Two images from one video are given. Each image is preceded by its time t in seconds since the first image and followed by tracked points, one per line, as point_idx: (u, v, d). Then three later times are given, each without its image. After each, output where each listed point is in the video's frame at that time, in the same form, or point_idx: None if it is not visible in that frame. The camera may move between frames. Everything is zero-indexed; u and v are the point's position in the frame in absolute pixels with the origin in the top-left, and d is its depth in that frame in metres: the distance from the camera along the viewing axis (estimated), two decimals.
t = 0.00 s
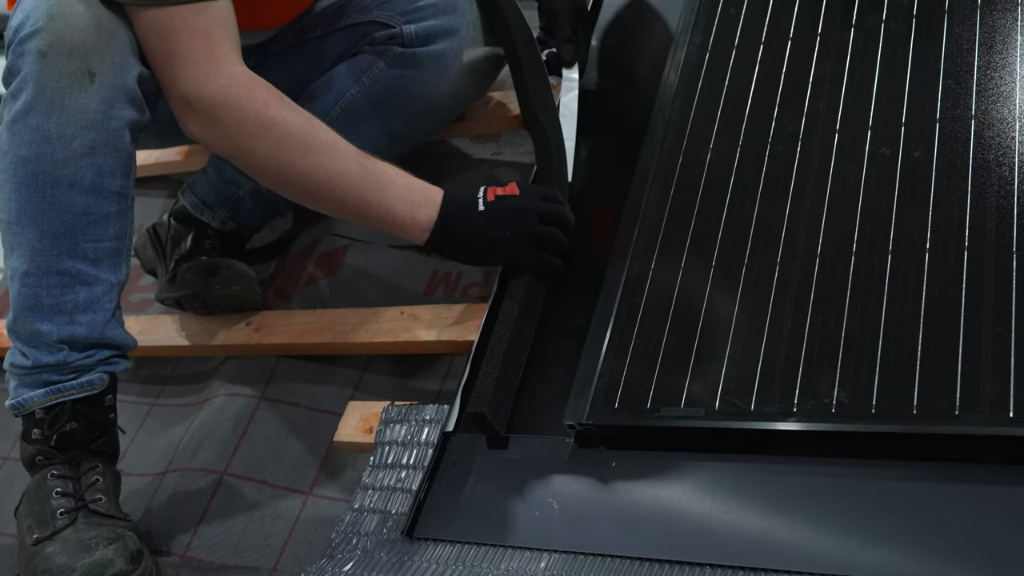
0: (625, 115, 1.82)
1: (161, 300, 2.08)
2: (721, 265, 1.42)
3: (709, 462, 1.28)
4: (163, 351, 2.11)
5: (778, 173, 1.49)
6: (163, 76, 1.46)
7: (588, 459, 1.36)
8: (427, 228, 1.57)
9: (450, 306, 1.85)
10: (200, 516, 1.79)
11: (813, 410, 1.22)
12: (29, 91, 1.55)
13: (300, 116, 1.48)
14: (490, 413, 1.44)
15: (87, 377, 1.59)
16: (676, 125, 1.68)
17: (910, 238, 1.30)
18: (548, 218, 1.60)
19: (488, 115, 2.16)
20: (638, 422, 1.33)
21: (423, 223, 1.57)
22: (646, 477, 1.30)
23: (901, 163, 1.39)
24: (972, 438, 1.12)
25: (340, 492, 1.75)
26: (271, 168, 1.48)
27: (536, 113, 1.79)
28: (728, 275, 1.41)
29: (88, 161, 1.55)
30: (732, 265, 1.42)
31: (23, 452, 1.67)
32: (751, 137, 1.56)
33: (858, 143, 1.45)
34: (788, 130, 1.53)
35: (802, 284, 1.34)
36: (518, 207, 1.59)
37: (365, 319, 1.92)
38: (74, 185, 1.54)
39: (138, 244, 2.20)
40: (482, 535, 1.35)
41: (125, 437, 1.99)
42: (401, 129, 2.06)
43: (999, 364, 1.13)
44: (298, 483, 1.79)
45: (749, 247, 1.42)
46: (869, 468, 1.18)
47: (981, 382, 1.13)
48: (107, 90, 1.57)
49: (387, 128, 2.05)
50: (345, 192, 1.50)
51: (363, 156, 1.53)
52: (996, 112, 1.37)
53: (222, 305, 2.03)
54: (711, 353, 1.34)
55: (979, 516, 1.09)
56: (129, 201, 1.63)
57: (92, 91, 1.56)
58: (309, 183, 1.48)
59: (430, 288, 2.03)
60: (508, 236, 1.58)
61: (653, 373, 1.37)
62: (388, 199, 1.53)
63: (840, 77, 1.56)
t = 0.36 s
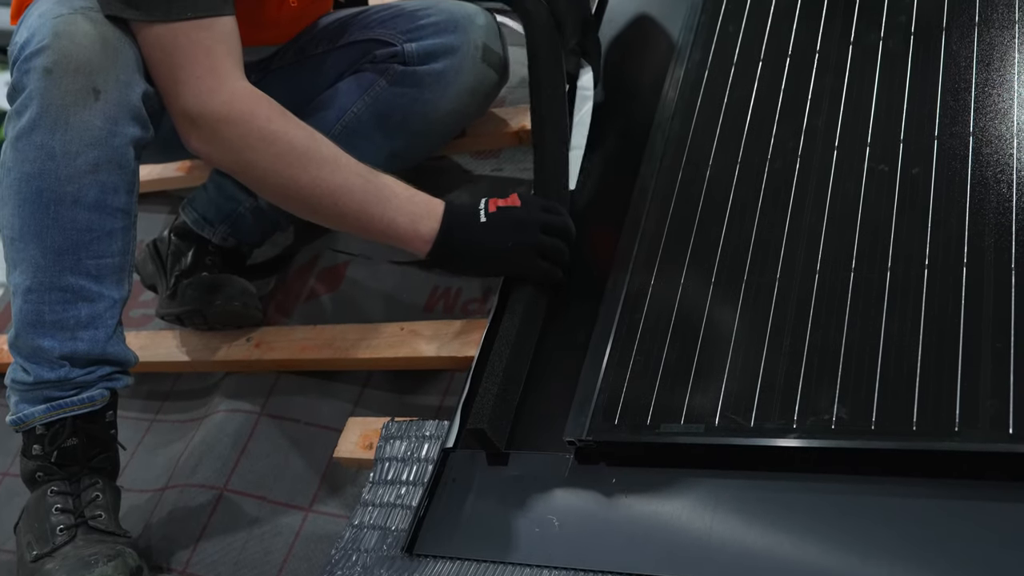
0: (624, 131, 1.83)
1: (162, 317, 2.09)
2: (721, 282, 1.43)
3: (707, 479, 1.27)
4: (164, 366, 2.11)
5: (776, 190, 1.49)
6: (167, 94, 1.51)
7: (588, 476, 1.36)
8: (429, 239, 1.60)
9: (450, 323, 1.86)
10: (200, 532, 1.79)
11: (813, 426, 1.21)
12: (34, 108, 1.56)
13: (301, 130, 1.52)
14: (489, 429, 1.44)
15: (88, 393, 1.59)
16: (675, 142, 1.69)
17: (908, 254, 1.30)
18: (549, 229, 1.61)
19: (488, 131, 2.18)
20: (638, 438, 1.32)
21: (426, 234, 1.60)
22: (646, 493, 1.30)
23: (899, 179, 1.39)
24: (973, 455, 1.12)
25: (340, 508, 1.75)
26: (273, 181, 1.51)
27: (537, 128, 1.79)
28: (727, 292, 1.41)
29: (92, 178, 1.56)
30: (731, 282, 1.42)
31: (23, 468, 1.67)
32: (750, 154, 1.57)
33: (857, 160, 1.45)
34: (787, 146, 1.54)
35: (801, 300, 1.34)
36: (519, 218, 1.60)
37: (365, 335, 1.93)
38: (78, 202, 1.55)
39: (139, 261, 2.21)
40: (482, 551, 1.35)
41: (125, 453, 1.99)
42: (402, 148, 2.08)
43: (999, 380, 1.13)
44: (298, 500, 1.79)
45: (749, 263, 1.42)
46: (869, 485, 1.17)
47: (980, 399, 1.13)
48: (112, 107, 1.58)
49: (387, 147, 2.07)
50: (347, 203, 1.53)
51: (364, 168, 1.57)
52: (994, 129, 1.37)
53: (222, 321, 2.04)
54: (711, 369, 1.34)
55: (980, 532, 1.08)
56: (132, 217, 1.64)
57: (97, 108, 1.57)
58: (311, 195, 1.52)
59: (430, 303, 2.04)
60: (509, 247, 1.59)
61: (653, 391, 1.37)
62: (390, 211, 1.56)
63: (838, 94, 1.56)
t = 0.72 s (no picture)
0: (624, 149, 1.84)
1: (162, 334, 2.09)
2: (720, 299, 1.43)
3: (707, 497, 1.27)
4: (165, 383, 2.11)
5: (775, 207, 1.49)
6: (174, 113, 1.55)
7: (587, 493, 1.35)
8: (439, 247, 1.67)
9: (450, 340, 1.86)
10: (199, 549, 1.78)
11: (813, 444, 1.21)
12: (41, 127, 1.57)
13: (309, 145, 1.58)
14: (489, 446, 1.44)
15: (91, 411, 1.59)
16: (674, 160, 1.70)
17: (907, 271, 1.30)
18: (557, 233, 1.65)
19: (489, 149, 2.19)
20: (638, 455, 1.32)
21: (435, 241, 1.67)
22: (646, 510, 1.29)
23: (897, 197, 1.40)
24: (973, 473, 1.12)
25: (340, 526, 1.74)
26: (283, 195, 1.56)
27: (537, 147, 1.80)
28: (726, 310, 1.41)
29: (98, 197, 1.57)
30: (730, 300, 1.42)
31: (23, 485, 1.67)
32: (749, 171, 1.58)
33: (856, 177, 1.46)
34: (786, 164, 1.54)
35: (801, 318, 1.34)
36: (528, 223, 1.65)
37: (366, 352, 1.93)
38: (84, 220, 1.56)
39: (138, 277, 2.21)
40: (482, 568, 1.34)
41: (125, 470, 1.98)
42: (401, 165, 2.09)
43: (998, 398, 1.13)
44: (298, 517, 1.78)
45: (748, 280, 1.43)
46: (870, 503, 1.17)
47: (979, 416, 1.13)
48: (120, 126, 1.59)
49: (387, 165, 2.08)
50: (356, 214, 1.59)
51: (371, 180, 1.63)
52: (992, 146, 1.37)
53: (223, 338, 2.04)
54: (711, 386, 1.34)
55: (981, 550, 1.08)
56: (137, 236, 1.65)
57: (105, 128, 1.58)
58: (321, 208, 1.57)
59: (431, 320, 2.04)
60: (514, 251, 1.64)
61: (653, 409, 1.37)
62: (399, 220, 1.62)
63: (837, 111, 1.57)
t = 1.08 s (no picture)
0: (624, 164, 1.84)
1: (162, 348, 2.09)
2: (719, 314, 1.43)
3: (707, 512, 1.26)
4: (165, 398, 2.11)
5: (775, 222, 1.50)
6: (180, 124, 1.57)
7: (587, 508, 1.35)
8: (444, 254, 1.69)
9: (451, 354, 1.86)
10: (199, 564, 1.78)
11: (813, 459, 1.21)
12: (47, 143, 1.58)
13: (314, 155, 1.59)
14: (489, 459, 1.44)
15: (91, 426, 1.59)
16: (673, 176, 1.70)
17: (907, 288, 1.30)
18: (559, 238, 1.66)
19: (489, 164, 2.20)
20: (638, 471, 1.32)
21: (439, 248, 1.68)
22: (646, 526, 1.29)
23: (896, 213, 1.40)
24: (974, 488, 1.12)
25: (339, 541, 1.74)
26: (287, 206, 1.58)
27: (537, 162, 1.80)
28: (726, 325, 1.41)
29: (103, 213, 1.58)
30: (730, 315, 1.42)
31: (22, 500, 1.67)
32: (748, 187, 1.58)
33: (855, 193, 1.46)
34: (785, 180, 1.55)
35: (800, 334, 1.34)
36: (531, 229, 1.67)
37: (365, 367, 1.93)
38: (88, 236, 1.57)
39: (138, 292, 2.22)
40: None
41: (125, 484, 1.98)
42: (403, 179, 2.11)
43: (997, 414, 1.13)
44: (298, 533, 1.78)
45: (747, 296, 1.43)
46: (870, 518, 1.17)
47: (979, 432, 1.13)
48: (125, 143, 1.60)
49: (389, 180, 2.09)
50: (361, 223, 1.60)
51: (376, 188, 1.65)
52: (990, 162, 1.38)
53: (223, 353, 2.05)
54: (710, 402, 1.34)
55: (982, 567, 1.07)
56: (140, 251, 1.66)
57: (110, 144, 1.59)
58: (326, 217, 1.59)
59: (431, 335, 2.05)
60: (515, 260, 1.66)
61: (653, 425, 1.37)
62: (404, 229, 1.64)
63: (835, 127, 1.57)
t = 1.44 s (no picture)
0: (623, 182, 1.85)
1: (162, 364, 2.09)
2: (719, 330, 1.43)
3: (706, 530, 1.26)
4: (165, 414, 2.12)
5: (774, 239, 1.50)
6: (186, 134, 1.56)
7: (587, 526, 1.35)
8: (448, 263, 1.68)
9: (451, 371, 1.86)
10: None
11: (812, 476, 1.21)
12: (57, 162, 1.58)
13: (318, 166, 1.59)
14: (489, 476, 1.44)
15: (93, 442, 1.59)
16: (672, 194, 1.71)
17: (906, 304, 1.31)
18: (562, 246, 1.68)
19: (489, 180, 2.21)
20: (637, 487, 1.32)
21: (444, 257, 1.67)
22: (645, 543, 1.28)
23: (895, 230, 1.40)
24: (974, 505, 1.11)
25: (340, 557, 1.74)
26: (293, 217, 1.58)
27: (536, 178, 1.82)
28: (725, 343, 1.41)
29: (110, 231, 1.58)
30: (729, 331, 1.42)
31: (22, 517, 1.67)
32: (747, 204, 1.59)
33: (854, 210, 1.47)
34: (784, 196, 1.56)
35: (800, 350, 1.34)
36: (535, 237, 1.67)
37: (365, 383, 1.93)
38: (94, 254, 1.57)
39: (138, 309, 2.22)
40: None
41: (125, 501, 1.98)
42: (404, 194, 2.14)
43: (996, 430, 1.13)
44: (298, 549, 1.78)
45: (747, 313, 1.43)
46: (870, 536, 1.16)
47: (978, 449, 1.13)
48: (134, 162, 1.60)
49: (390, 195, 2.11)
50: (365, 233, 1.60)
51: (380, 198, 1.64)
52: (988, 179, 1.38)
53: (223, 369, 2.05)
54: (710, 419, 1.34)
55: None
56: (147, 269, 1.66)
57: (120, 163, 1.59)
58: (331, 228, 1.59)
59: (431, 351, 2.06)
60: (518, 271, 1.67)
61: (652, 442, 1.37)
62: (408, 239, 1.64)
63: (834, 144, 1.58)
